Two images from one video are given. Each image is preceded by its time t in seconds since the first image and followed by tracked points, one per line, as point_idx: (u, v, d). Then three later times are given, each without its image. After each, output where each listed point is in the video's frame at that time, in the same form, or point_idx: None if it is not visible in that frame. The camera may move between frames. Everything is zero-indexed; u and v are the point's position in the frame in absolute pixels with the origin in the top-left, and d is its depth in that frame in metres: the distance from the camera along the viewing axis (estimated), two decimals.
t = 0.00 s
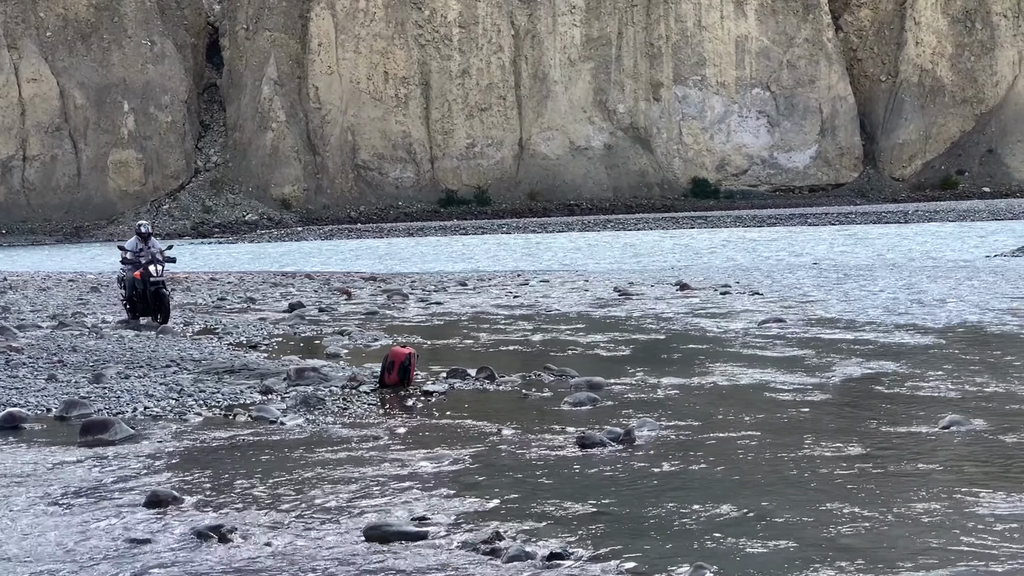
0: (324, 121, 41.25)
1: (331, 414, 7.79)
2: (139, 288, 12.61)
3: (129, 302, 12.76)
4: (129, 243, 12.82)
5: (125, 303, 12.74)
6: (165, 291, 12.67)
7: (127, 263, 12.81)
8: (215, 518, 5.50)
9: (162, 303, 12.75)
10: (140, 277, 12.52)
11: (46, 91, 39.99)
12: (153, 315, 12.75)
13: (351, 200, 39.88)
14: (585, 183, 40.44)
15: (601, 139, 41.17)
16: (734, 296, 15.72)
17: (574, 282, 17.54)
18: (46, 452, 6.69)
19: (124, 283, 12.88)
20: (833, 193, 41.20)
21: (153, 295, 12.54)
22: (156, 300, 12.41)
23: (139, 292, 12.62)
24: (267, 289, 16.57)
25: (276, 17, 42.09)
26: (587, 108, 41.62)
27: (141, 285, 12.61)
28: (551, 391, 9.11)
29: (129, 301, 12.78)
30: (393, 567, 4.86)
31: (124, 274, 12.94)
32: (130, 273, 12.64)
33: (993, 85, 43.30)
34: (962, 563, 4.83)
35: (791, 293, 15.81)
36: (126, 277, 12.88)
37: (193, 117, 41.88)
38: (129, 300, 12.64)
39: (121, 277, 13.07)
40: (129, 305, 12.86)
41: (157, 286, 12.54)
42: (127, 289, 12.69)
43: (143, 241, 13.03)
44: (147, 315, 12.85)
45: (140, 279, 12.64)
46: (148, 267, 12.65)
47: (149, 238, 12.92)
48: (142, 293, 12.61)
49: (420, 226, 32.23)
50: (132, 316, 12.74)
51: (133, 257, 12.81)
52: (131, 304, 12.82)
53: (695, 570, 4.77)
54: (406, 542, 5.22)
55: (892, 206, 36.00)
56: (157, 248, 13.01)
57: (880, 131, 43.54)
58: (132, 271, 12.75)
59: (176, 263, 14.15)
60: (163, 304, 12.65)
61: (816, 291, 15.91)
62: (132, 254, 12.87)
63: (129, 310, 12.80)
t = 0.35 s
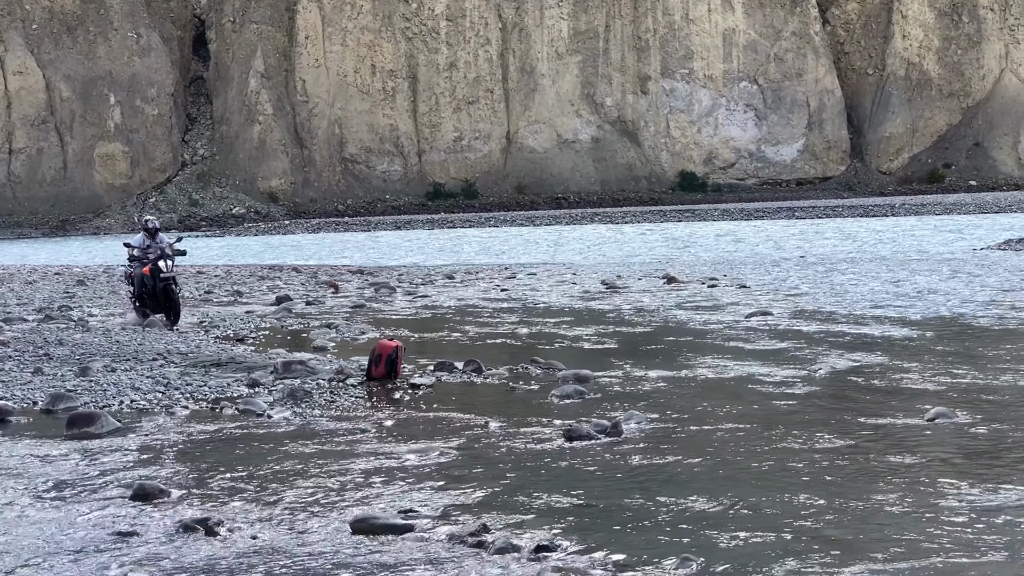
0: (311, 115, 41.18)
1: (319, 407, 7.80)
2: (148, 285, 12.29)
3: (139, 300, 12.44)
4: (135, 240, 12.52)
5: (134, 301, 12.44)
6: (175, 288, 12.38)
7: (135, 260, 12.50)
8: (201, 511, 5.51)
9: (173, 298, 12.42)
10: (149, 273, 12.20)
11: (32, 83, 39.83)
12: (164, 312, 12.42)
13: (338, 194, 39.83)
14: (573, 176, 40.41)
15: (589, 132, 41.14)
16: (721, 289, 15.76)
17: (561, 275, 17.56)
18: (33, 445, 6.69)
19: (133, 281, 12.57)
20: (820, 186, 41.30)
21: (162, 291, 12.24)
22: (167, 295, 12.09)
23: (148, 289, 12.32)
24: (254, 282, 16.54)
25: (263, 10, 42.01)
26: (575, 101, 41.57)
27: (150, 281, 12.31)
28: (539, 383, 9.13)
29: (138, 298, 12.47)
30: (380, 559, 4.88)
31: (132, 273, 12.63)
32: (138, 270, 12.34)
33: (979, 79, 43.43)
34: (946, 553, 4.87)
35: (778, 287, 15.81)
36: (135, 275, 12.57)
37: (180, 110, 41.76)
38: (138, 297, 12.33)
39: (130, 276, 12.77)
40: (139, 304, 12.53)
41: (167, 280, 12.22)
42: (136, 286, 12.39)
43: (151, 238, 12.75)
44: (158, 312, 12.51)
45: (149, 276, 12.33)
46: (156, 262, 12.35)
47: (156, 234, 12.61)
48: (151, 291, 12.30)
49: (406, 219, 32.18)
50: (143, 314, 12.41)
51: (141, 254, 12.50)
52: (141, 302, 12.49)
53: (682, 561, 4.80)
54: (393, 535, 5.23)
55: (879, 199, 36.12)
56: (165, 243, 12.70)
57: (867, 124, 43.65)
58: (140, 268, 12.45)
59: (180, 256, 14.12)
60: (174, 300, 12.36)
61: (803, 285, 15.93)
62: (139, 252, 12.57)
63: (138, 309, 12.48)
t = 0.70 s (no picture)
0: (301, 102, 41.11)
1: (309, 394, 7.82)
2: (159, 275, 12.02)
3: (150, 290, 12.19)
4: (146, 227, 12.22)
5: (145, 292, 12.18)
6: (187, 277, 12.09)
7: (146, 249, 12.20)
8: (192, 497, 5.52)
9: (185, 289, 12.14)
10: (159, 263, 11.93)
11: (21, 69, 39.72)
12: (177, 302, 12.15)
13: (328, 180, 39.77)
14: (563, 163, 40.30)
15: (579, 120, 41.09)
16: (711, 277, 15.77)
17: (550, 263, 17.57)
18: (22, 430, 6.70)
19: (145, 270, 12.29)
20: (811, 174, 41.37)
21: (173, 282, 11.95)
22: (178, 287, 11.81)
23: (159, 279, 12.05)
24: (244, 269, 16.51)
25: None
26: (565, 89, 41.54)
27: (161, 272, 12.02)
28: (528, 370, 9.16)
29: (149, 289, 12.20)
30: (370, 546, 4.91)
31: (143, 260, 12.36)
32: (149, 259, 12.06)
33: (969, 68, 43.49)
34: (933, 541, 4.92)
35: (768, 275, 15.83)
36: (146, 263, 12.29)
37: (169, 97, 41.62)
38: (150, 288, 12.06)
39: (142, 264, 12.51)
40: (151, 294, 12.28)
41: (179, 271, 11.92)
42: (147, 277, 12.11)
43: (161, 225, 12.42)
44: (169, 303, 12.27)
45: (160, 266, 12.04)
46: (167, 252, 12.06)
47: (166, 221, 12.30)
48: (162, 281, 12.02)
49: (395, 207, 32.12)
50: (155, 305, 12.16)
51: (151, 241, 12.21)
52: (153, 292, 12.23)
53: (672, 548, 4.84)
54: (383, 522, 5.25)
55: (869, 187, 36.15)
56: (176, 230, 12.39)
57: (857, 112, 43.71)
58: (151, 257, 12.15)
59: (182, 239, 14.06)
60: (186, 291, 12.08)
61: (793, 273, 15.98)
62: (149, 239, 12.28)
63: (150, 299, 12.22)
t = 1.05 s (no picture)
0: (288, 91, 41.02)
1: (296, 383, 7.82)
2: (165, 269, 11.55)
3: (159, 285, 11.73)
4: (154, 219, 11.81)
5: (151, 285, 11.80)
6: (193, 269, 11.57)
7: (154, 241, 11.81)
8: (179, 486, 5.52)
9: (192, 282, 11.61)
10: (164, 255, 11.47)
11: (6, 57, 39.54)
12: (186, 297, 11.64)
13: (316, 170, 39.69)
14: (550, 154, 40.29)
15: (567, 111, 41.06)
16: (698, 268, 15.78)
17: (537, 253, 17.61)
18: (9, 419, 6.69)
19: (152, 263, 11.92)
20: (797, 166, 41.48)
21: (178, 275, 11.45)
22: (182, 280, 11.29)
23: (165, 272, 11.58)
24: (231, 258, 16.49)
25: None
26: (552, 79, 41.50)
27: (166, 265, 11.55)
28: (515, 361, 9.17)
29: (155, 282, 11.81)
30: (359, 535, 4.92)
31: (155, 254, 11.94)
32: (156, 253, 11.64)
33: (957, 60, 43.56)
34: (916, 530, 4.96)
35: (755, 267, 15.87)
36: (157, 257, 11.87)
37: (156, 85, 41.45)
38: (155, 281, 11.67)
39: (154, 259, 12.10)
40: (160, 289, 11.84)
41: (183, 263, 11.41)
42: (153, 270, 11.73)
43: (171, 215, 12.02)
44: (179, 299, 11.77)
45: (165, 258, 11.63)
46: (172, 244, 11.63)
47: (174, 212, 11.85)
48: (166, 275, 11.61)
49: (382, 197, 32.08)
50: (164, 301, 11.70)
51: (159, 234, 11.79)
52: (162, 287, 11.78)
53: (658, 539, 4.87)
54: (371, 511, 5.27)
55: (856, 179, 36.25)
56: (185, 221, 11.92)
57: (844, 105, 43.81)
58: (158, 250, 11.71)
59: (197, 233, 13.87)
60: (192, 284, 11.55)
61: (780, 265, 16.01)
62: (159, 231, 11.86)
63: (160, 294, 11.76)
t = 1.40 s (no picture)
0: (269, 87, 40.90)
1: (279, 379, 7.77)
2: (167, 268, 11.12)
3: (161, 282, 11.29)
4: (160, 213, 11.37)
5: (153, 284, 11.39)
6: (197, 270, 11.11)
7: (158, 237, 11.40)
8: (165, 481, 5.47)
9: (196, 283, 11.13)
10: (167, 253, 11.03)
11: None
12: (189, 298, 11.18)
13: (296, 166, 39.56)
14: (531, 152, 40.23)
15: (548, 108, 41.02)
16: (681, 267, 15.77)
17: (519, 250, 17.60)
18: None
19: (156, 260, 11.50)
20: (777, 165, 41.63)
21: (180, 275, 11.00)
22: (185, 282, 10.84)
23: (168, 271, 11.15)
24: (213, 253, 16.39)
25: None
26: (534, 77, 41.44)
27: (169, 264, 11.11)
28: (499, 358, 9.13)
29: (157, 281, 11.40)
30: (345, 532, 4.88)
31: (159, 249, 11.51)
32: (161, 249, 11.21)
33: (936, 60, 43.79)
34: (901, 529, 4.95)
35: (737, 265, 15.87)
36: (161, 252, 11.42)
37: (136, 80, 41.23)
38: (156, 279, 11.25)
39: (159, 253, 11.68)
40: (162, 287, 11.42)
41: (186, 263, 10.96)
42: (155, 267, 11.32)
43: (178, 211, 11.58)
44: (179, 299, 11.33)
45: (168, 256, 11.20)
46: (176, 242, 11.19)
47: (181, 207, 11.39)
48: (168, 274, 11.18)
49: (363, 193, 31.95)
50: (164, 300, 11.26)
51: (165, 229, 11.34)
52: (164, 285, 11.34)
53: (644, 536, 4.85)
54: (357, 508, 5.22)
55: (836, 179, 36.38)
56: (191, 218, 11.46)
57: (824, 104, 44.02)
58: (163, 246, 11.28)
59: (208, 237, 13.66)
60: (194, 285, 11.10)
61: (762, 263, 16.03)
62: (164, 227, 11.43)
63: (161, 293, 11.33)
